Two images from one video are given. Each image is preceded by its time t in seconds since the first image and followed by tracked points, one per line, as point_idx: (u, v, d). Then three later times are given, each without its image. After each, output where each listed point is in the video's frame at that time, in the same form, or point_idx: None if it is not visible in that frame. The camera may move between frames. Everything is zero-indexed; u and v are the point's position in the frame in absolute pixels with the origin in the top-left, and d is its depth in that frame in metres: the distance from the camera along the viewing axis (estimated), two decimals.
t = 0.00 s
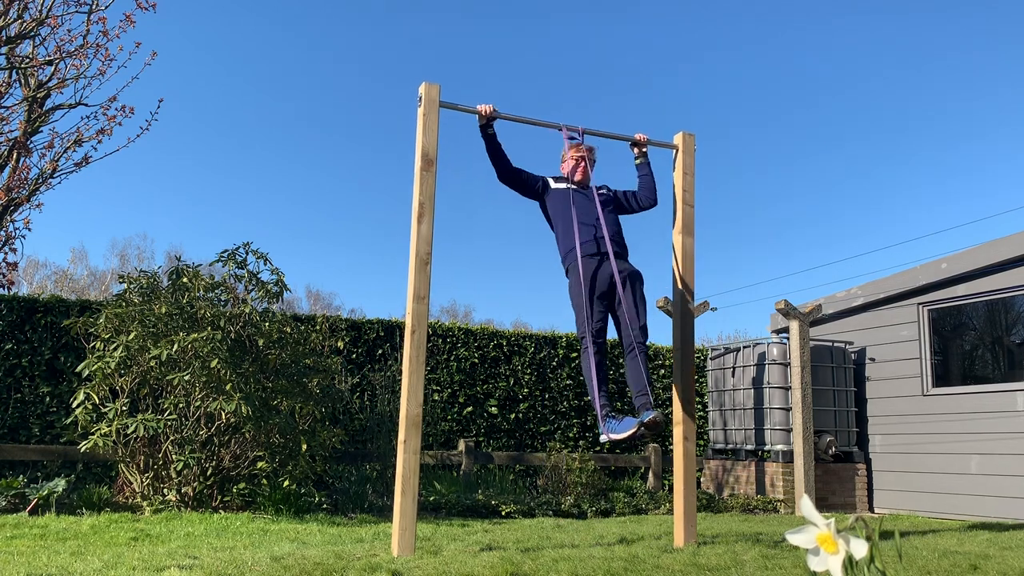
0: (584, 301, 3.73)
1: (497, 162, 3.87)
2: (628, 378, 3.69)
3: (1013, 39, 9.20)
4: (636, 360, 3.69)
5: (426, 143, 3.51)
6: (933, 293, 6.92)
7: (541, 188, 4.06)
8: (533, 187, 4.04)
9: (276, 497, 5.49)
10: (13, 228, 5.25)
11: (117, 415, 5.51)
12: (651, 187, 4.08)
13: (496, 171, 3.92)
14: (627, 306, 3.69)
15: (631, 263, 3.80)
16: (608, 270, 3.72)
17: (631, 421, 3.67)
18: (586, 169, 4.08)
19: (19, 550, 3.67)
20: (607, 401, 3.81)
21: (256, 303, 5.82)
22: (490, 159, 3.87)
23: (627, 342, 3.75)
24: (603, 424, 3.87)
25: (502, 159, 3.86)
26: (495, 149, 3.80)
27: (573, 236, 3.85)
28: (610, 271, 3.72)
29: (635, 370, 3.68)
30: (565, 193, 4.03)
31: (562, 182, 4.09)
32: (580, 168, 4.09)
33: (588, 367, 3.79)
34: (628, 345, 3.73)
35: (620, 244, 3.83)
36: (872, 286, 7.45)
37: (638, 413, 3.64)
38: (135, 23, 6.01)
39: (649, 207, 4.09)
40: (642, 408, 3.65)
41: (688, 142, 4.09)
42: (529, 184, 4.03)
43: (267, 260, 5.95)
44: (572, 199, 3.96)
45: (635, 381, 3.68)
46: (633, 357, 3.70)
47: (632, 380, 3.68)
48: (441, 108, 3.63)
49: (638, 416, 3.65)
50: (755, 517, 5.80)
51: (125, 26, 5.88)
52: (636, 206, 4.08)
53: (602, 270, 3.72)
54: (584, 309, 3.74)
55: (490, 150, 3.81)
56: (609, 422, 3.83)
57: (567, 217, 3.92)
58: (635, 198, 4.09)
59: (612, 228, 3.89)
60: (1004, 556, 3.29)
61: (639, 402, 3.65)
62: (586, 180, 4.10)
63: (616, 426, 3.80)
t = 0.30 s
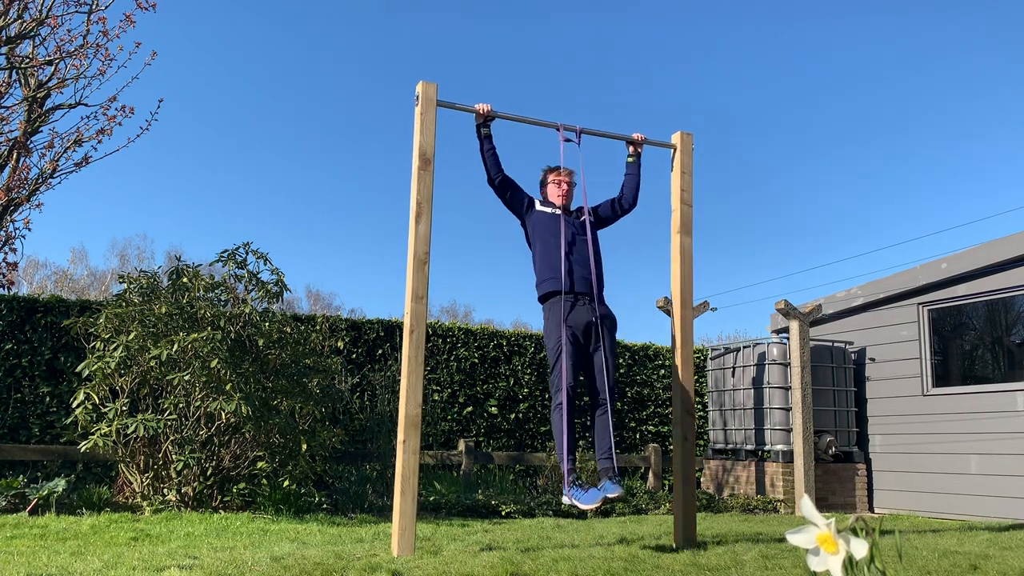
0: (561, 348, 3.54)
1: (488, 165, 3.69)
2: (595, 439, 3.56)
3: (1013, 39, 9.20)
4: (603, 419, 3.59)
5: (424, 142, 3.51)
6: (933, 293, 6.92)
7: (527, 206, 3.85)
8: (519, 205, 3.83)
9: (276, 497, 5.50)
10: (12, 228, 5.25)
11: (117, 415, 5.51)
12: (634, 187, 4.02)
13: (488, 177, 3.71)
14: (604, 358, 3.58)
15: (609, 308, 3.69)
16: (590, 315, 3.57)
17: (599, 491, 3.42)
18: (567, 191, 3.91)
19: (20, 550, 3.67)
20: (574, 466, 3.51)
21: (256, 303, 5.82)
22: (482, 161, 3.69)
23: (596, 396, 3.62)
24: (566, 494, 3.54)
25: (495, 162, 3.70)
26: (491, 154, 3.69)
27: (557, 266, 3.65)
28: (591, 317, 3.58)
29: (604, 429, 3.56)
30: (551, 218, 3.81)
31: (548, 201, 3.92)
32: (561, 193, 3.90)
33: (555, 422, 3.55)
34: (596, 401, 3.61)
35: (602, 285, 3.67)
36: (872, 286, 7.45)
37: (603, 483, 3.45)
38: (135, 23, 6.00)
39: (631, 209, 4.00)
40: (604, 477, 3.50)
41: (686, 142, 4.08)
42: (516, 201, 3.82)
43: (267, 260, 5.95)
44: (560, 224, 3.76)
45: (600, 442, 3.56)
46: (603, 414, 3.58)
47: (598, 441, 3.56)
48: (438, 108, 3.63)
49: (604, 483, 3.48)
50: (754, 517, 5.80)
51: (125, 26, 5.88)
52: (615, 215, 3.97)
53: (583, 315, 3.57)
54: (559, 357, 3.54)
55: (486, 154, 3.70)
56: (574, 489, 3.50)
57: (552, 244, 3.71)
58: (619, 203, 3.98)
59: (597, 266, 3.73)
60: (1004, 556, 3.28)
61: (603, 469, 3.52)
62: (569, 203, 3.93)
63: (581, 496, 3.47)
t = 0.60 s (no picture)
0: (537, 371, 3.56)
1: (487, 165, 3.68)
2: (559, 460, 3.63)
3: (1013, 39, 9.20)
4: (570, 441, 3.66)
5: (424, 143, 3.51)
6: (933, 294, 6.92)
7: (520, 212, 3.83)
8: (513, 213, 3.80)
9: (276, 497, 5.49)
10: (13, 228, 5.25)
11: (117, 415, 5.52)
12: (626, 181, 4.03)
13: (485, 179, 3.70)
14: (578, 383, 3.61)
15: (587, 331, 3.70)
16: (570, 338, 3.58)
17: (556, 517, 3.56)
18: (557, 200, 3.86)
19: (20, 550, 3.67)
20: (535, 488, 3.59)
21: (256, 303, 5.82)
22: (482, 162, 3.69)
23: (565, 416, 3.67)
24: (523, 516, 3.60)
25: (495, 164, 3.69)
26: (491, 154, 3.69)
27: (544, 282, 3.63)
28: (571, 341, 3.59)
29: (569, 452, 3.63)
30: (542, 227, 3.77)
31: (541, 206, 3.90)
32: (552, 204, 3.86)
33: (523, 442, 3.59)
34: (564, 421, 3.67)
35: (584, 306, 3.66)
36: (872, 286, 7.45)
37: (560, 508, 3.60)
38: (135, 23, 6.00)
39: (620, 206, 4.00)
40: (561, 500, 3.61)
41: (685, 142, 4.08)
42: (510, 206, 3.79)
43: (267, 260, 5.95)
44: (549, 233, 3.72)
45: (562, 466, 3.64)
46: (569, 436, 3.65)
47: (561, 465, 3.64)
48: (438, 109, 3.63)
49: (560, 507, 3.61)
50: (754, 517, 5.80)
51: (125, 26, 5.88)
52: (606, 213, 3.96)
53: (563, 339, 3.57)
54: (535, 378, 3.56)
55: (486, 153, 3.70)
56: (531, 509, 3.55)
57: (541, 255, 3.67)
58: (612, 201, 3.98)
59: (582, 284, 3.72)
60: (1004, 556, 3.28)
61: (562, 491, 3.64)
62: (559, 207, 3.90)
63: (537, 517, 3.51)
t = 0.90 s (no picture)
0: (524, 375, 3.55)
1: (485, 166, 3.68)
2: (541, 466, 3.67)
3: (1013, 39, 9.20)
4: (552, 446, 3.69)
5: (424, 144, 3.51)
6: (933, 293, 6.92)
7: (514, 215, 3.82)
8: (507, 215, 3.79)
9: (276, 496, 5.49)
10: (13, 228, 5.25)
11: (117, 415, 5.52)
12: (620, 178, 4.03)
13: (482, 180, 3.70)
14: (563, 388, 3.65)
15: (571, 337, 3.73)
16: (557, 343, 3.60)
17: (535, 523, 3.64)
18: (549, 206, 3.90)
19: (20, 550, 3.67)
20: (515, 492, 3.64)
21: (256, 303, 5.82)
22: (480, 162, 3.68)
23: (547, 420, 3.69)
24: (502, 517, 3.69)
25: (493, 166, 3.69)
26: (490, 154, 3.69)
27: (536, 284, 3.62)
28: (557, 346, 3.62)
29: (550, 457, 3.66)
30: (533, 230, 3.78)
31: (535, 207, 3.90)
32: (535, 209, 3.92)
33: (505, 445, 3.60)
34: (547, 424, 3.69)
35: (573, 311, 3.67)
36: (872, 286, 7.45)
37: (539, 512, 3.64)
38: (135, 23, 6.01)
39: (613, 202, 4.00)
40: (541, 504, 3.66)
41: (685, 143, 4.09)
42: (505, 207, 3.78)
43: (267, 260, 5.95)
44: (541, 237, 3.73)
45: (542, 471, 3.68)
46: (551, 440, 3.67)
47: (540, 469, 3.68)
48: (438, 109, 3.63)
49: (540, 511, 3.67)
50: (754, 517, 5.80)
51: (125, 26, 5.88)
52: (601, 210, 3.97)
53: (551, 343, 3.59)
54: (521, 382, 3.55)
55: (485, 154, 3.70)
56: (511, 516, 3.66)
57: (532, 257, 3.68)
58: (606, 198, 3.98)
59: (572, 288, 3.73)
60: (1004, 556, 3.28)
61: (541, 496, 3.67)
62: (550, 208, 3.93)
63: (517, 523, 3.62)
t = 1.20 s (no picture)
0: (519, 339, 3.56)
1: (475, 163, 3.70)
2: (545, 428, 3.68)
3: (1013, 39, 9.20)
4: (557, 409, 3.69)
5: (422, 143, 3.51)
6: (933, 294, 6.92)
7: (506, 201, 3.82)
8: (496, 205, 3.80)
9: (276, 496, 5.49)
10: (12, 228, 5.26)
11: (117, 415, 5.52)
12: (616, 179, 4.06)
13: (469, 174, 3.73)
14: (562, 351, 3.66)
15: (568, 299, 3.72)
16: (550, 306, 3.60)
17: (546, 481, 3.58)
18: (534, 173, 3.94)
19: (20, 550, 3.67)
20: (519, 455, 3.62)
21: (256, 303, 5.82)
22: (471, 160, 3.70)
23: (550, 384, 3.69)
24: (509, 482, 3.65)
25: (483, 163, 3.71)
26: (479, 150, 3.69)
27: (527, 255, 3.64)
28: (551, 308, 3.61)
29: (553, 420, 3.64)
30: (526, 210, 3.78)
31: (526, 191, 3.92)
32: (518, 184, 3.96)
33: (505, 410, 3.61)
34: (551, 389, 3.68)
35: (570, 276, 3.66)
36: (872, 286, 7.45)
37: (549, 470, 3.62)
38: (135, 23, 6.01)
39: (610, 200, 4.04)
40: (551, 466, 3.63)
41: (683, 143, 4.09)
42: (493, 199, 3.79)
43: (267, 260, 5.95)
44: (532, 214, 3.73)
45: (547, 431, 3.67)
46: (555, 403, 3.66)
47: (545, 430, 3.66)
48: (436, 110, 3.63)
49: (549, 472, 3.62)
50: (754, 517, 5.80)
51: (125, 26, 5.89)
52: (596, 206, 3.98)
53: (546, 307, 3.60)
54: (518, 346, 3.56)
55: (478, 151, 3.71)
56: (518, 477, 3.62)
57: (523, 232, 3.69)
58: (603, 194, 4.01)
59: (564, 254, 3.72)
60: (1004, 556, 3.28)
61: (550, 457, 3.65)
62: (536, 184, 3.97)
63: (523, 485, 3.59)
